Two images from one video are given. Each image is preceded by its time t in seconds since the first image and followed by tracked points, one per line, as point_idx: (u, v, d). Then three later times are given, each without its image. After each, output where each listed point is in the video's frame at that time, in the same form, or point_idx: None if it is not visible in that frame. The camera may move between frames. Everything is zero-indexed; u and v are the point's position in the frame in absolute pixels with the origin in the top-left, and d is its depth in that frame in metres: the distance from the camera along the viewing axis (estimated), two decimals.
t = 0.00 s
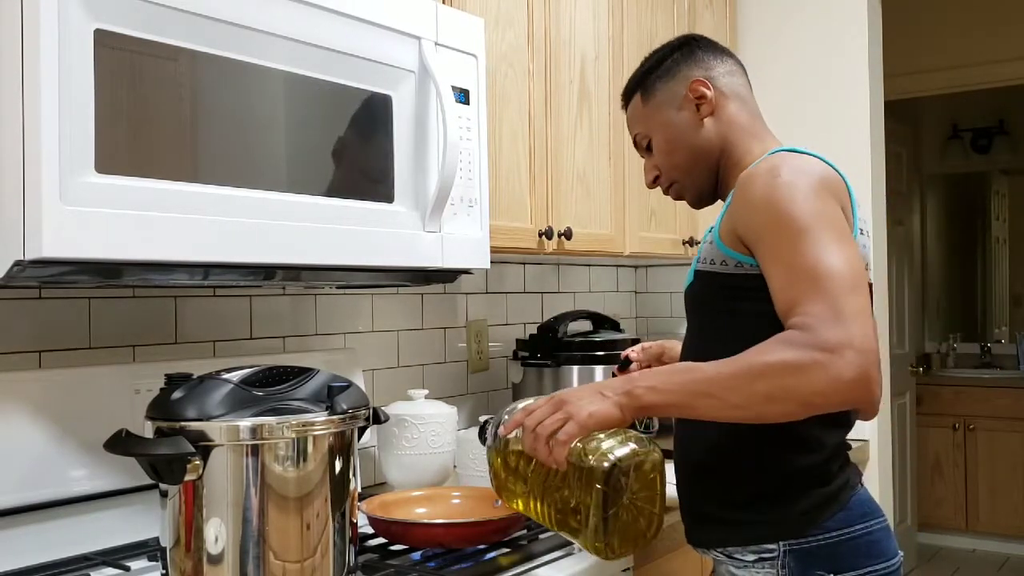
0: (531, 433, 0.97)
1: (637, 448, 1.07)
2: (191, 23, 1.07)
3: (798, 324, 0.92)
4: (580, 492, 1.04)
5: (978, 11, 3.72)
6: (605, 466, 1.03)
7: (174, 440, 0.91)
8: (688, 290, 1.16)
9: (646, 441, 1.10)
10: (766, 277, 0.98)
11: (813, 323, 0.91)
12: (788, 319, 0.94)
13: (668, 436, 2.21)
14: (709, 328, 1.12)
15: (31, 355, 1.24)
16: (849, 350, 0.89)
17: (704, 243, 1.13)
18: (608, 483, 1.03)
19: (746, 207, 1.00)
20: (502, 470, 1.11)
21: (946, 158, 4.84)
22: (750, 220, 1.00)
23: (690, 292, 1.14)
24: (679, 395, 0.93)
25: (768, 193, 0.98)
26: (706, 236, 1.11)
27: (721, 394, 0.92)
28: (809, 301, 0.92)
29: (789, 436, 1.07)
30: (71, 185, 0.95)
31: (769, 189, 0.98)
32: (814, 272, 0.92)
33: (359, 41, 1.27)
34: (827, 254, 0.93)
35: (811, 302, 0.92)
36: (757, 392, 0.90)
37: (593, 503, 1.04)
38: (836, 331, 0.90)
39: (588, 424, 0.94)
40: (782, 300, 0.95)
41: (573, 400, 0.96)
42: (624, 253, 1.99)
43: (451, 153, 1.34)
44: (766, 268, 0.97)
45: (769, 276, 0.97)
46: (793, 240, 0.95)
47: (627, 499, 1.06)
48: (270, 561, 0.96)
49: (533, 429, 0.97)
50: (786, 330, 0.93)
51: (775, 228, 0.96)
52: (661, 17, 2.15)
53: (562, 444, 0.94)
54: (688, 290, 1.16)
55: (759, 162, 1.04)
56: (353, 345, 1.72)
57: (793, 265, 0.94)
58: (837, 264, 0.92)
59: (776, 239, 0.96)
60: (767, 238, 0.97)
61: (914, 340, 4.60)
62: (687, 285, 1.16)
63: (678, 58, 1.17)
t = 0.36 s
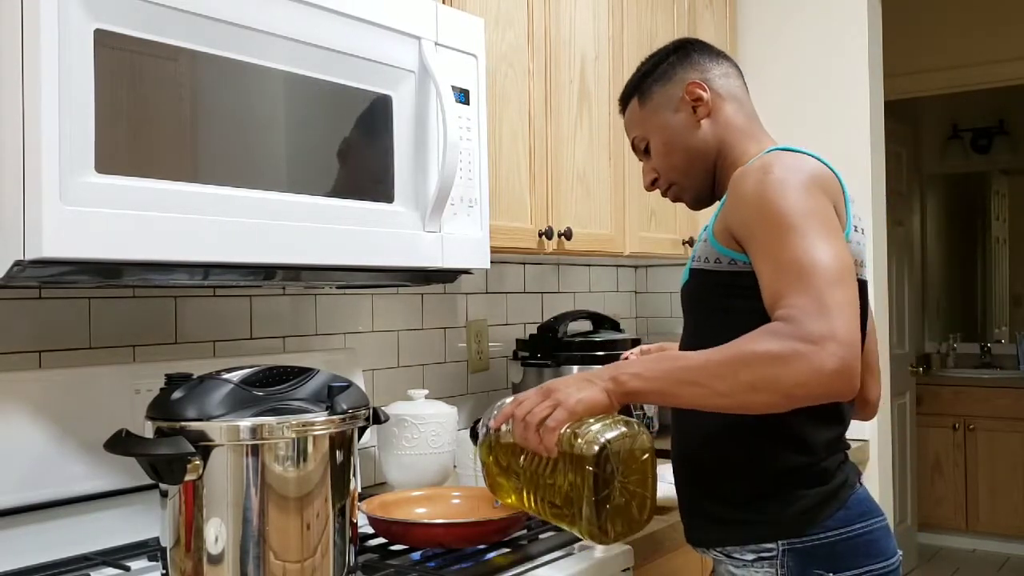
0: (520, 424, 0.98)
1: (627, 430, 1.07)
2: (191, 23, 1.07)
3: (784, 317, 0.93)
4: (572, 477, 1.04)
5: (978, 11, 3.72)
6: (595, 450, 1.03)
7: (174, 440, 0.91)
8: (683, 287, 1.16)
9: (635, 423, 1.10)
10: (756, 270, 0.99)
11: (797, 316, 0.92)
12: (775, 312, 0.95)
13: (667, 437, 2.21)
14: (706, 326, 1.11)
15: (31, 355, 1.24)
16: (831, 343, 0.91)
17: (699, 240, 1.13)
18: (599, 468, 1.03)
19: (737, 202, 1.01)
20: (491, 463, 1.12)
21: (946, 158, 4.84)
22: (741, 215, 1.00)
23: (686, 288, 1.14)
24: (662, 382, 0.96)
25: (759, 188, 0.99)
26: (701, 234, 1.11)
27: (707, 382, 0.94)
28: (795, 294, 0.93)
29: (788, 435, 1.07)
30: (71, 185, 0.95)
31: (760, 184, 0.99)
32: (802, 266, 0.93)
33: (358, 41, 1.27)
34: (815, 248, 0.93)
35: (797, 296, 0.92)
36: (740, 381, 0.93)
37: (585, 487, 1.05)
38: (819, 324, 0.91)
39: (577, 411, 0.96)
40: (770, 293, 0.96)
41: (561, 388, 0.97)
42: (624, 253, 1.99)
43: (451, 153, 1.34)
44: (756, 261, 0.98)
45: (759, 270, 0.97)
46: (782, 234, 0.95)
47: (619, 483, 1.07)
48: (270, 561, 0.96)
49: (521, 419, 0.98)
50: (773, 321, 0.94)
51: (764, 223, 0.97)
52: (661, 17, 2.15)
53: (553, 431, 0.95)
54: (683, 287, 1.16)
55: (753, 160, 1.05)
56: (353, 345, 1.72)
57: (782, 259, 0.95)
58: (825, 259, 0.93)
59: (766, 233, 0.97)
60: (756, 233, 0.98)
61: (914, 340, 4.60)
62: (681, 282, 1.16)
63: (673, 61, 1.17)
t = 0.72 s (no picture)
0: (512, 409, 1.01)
1: (617, 415, 1.09)
2: (190, 23, 1.07)
3: (774, 311, 0.93)
4: (564, 462, 1.06)
5: (978, 11, 3.72)
6: (586, 435, 1.05)
7: (174, 440, 0.91)
8: (683, 286, 1.15)
9: (625, 410, 1.12)
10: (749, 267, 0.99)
11: (787, 311, 0.92)
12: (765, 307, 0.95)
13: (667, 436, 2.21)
14: (704, 323, 1.11)
15: (31, 355, 1.24)
16: (819, 338, 0.91)
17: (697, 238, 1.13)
18: (590, 452, 1.05)
19: (733, 199, 1.01)
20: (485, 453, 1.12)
21: (946, 158, 4.84)
22: (736, 211, 1.00)
23: (685, 288, 1.14)
24: (654, 369, 0.98)
25: (755, 185, 0.99)
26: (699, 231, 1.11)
27: (693, 371, 0.95)
28: (786, 290, 0.93)
29: (788, 434, 1.07)
30: (71, 185, 0.95)
31: (756, 181, 0.99)
32: (794, 262, 0.93)
33: (359, 42, 1.27)
34: (806, 245, 0.94)
35: (788, 291, 0.93)
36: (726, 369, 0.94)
37: (577, 472, 1.07)
38: (808, 319, 0.91)
39: (567, 397, 0.98)
40: (762, 289, 0.96)
41: (551, 374, 1.01)
42: (623, 253, 1.99)
43: (451, 153, 1.34)
44: (750, 257, 0.98)
45: (752, 266, 0.98)
46: (775, 231, 0.95)
47: (610, 468, 1.08)
48: (270, 561, 0.96)
49: (514, 404, 1.01)
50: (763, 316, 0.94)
51: (758, 220, 0.97)
52: (661, 17, 2.15)
53: (543, 416, 0.98)
54: (682, 287, 1.15)
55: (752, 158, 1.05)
56: (353, 344, 1.72)
57: (774, 255, 0.95)
58: (817, 256, 0.93)
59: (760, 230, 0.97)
60: (750, 230, 0.98)
61: (914, 340, 4.60)
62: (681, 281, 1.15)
63: (670, 64, 1.17)
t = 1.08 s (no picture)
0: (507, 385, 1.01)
1: (611, 399, 1.08)
2: (190, 23, 1.07)
3: (770, 310, 0.93)
4: (557, 443, 1.05)
5: (978, 11, 3.72)
6: (580, 418, 1.04)
7: (174, 440, 0.91)
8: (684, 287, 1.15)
9: (620, 395, 1.11)
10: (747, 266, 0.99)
11: (783, 310, 0.92)
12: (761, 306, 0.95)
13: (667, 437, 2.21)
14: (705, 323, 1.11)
15: (31, 355, 1.24)
16: (813, 338, 0.91)
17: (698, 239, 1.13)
18: (583, 434, 1.04)
19: (732, 198, 1.01)
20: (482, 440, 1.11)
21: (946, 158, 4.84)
22: (735, 211, 1.00)
23: (686, 289, 1.14)
24: (647, 359, 0.98)
25: (755, 184, 0.99)
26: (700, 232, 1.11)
27: (688, 364, 0.96)
28: (782, 289, 0.93)
29: (788, 434, 1.07)
30: (71, 185, 0.95)
31: (756, 181, 0.99)
32: (790, 262, 0.93)
33: (359, 42, 1.27)
34: (803, 245, 0.94)
35: (784, 291, 0.92)
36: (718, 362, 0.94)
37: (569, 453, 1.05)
38: (804, 319, 0.91)
39: (564, 377, 0.99)
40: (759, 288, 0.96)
41: (549, 354, 1.01)
42: (624, 253, 1.99)
43: (451, 153, 1.34)
44: (748, 257, 0.98)
45: (750, 265, 0.98)
46: (773, 231, 0.95)
47: (603, 451, 1.07)
48: (270, 562, 0.96)
49: (508, 381, 1.01)
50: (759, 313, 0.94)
51: (757, 219, 0.97)
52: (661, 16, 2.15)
53: (540, 393, 0.99)
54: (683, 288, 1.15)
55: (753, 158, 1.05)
56: (353, 344, 1.72)
57: (771, 254, 0.95)
58: (813, 257, 0.93)
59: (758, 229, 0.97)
60: (749, 229, 0.98)
61: (914, 340, 4.60)
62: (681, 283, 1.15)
63: (669, 66, 1.17)
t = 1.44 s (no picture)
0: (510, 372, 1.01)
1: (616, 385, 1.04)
2: (190, 23, 1.07)
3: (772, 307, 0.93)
4: (560, 429, 1.02)
5: (978, 11, 3.72)
6: (585, 403, 1.01)
7: (174, 440, 0.91)
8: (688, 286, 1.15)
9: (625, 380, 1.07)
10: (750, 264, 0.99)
11: (785, 308, 0.92)
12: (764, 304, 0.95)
13: (666, 437, 2.21)
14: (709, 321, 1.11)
15: (31, 355, 1.24)
16: (813, 335, 0.91)
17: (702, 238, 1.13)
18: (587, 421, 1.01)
19: (736, 196, 1.01)
20: (484, 427, 1.10)
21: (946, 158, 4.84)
22: (739, 210, 1.00)
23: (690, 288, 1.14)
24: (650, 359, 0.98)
25: (759, 183, 0.99)
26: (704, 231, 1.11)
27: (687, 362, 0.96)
28: (785, 287, 0.93)
29: (792, 433, 1.07)
30: (71, 185, 0.95)
31: (761, 180, 0.99)
32: (793, 261, 0.93)
33: (358, 42, 1.27)
34: (806, 244, 0.94)
35: (786, 288, 0.92)
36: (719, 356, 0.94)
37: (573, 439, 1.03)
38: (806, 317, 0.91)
39: (567, 365, 0.99)
40: (761, 286, 0.96)
41: (552, 341, 1.01)
42: (624, 253, 1.99)
43: (451, 153, 1.34)
44: (751, 255, 0.98)
45: (753, 263, 0.98)
46: (776, 229, 0.95)
47: (607, 437, 1.04)
48: (270, 562, 0.96)
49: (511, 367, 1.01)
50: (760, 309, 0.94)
51: (761, 218, 0.97)
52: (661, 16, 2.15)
53: (544, 381, 0.98)
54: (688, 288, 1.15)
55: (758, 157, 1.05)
56: (353, 344, 1.72)
57: (774, 253, 0.95)
58: (816, 256, 0.93)
59: (762, 228, 0.97)
60: (752, 227, 0.98)
61: (914, 340, 4.60)
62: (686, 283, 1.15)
63: (673, 66, 1.17)
